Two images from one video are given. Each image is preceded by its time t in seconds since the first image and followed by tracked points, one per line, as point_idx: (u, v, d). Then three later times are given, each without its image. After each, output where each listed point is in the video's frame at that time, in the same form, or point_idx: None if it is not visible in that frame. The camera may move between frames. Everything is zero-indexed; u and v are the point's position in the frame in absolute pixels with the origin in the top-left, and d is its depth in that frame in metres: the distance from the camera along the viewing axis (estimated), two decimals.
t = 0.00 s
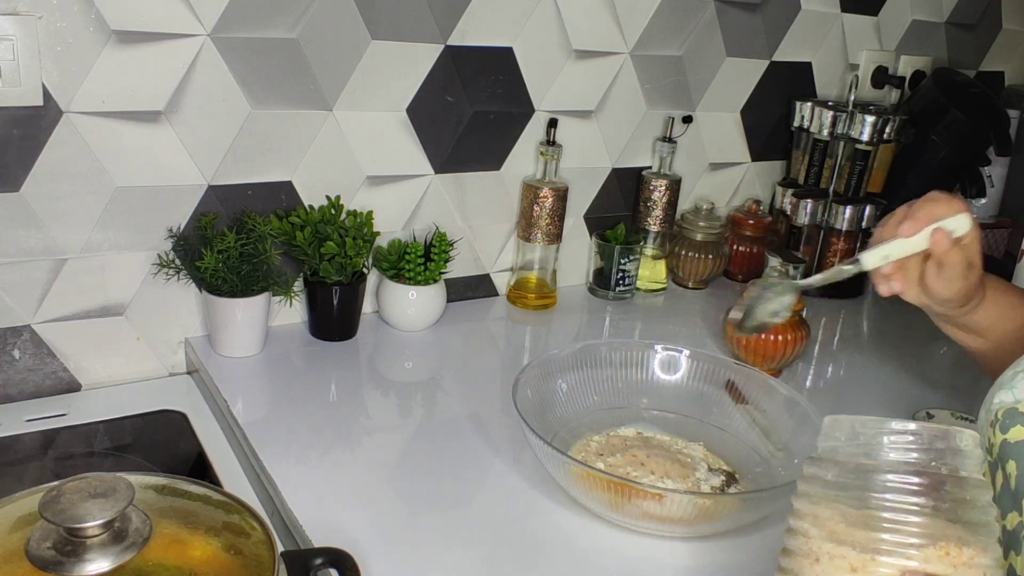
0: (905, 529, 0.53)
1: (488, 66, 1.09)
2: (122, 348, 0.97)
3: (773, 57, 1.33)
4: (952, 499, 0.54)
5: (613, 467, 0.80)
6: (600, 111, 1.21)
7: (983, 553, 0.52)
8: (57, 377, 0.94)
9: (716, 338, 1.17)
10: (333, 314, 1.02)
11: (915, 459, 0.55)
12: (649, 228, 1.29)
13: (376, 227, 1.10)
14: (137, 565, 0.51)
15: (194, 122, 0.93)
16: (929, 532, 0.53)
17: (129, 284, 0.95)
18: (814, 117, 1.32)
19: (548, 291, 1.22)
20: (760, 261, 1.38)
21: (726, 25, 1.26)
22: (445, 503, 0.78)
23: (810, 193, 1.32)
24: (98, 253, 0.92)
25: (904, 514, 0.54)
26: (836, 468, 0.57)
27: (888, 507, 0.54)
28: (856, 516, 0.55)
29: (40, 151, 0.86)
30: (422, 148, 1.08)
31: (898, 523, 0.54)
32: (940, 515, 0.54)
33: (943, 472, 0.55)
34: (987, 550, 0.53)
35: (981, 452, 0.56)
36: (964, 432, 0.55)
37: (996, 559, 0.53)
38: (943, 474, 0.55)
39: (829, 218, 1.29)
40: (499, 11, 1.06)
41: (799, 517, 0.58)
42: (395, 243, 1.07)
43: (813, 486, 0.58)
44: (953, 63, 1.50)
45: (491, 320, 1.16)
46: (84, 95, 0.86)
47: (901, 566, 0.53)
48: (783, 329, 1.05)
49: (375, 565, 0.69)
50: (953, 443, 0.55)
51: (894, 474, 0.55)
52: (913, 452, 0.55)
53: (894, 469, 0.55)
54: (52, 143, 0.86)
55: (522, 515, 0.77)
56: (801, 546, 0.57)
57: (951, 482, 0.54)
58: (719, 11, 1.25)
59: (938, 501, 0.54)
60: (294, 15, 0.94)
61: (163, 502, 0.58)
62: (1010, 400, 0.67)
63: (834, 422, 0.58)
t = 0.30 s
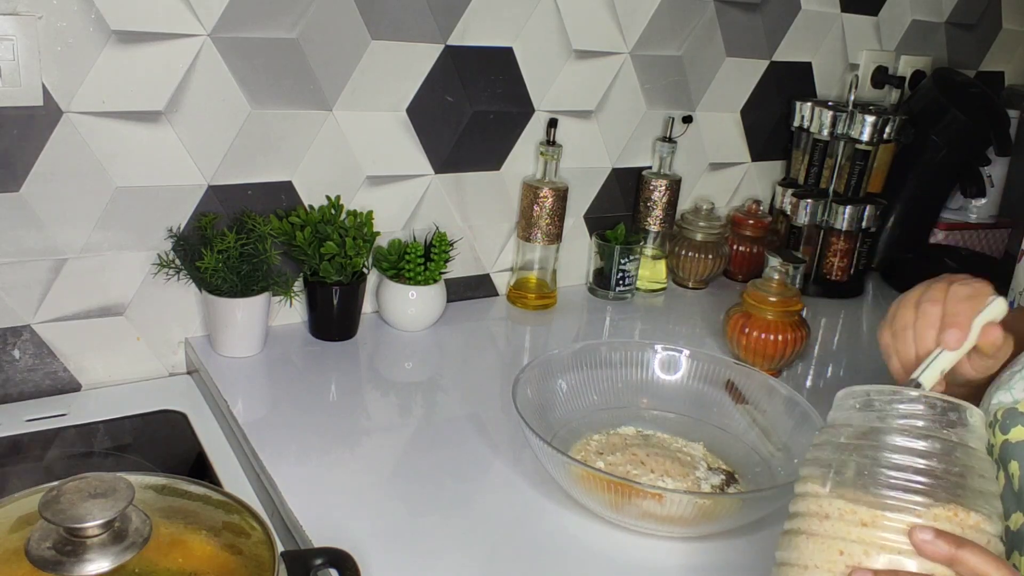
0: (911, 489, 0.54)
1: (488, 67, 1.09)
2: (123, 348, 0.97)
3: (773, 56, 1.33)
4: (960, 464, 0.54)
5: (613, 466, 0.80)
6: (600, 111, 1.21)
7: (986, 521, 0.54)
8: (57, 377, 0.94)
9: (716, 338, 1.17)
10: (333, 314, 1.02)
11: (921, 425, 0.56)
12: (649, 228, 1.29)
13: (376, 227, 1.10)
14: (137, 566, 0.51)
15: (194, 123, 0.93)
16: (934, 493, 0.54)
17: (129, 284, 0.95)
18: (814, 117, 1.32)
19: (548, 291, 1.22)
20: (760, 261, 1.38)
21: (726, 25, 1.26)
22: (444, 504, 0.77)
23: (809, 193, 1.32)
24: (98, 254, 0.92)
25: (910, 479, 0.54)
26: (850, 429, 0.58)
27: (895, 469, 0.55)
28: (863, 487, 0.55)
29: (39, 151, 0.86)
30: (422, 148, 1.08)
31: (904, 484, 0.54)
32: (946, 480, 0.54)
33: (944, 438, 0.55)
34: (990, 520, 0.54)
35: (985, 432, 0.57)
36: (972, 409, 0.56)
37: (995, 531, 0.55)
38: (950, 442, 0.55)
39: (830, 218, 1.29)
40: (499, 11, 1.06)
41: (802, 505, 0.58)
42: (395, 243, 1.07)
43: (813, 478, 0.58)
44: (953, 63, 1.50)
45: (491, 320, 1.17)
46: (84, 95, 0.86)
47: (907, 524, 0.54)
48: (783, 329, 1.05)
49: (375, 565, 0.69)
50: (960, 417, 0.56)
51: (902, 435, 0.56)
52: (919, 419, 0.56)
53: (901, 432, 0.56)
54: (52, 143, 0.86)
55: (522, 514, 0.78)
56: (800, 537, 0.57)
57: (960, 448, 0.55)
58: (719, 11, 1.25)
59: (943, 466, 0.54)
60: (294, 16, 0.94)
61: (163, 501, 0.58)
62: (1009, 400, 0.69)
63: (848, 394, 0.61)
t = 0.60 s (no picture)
0: (875, 500, 0.54)
1: (488, 66, 1.09)
2: (123, 348, 0.97)
3: (773, 56, 1.33)
4: (921, 472, 0.55)
5: (614, 466, 0.80)
6: (600, 111, 1.21)
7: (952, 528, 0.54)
8: (57, 377, 0.94)
9: (715, 338, 1.17)
10: (333, 314, 1.02)
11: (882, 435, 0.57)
12: (649, 228, 1.28)
13: (376, 227, 1.10)
14: (137, 566, 0.51)
15: (194, 122, 0.93)
16: (901, 501, 0.54)
17: (129, 284, 0.95)
18: (814, 117, 1.32)
19: (548, 291, 1.22)
20: (760, 261, 1.38)
21: (726, 25, 1.26)
22: (442, 504, 0.77)
23: (809, 192, 1.32)
24: (97, 254, 0.92)
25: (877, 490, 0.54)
26: (813, 444, 0.59)
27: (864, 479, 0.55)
28: (829, 503, 0.55)
29: (39, 151, 0.86)
30: (422, 147, 1.08)
31: (871, 496, 0.54)
32: (911, 488, 0.55)
33: (905, 448, 0.56)
34: (956, 524, 0.54)
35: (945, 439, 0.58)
36: (929, 416, 0.58)
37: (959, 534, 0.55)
38: (909, 450, 0.56)
39: (830, 218, 1.29)
40: (499, 11, 1.06)
41: (769, 524, 0.58)
42: (395, 243, 1.07)
43: (786, 493, 0.58)
44: (953, 63, 1.50)
45: (491, 320, 1.16)
46: (85, 95, 0.86)
47: (873, 537, 0.53)
48: (782, 328, 1.05)
49: (375, 565, 0.69)
50: (917, 424, 0.58)
51: (865, 448, 0.56)
52: (879, 430, 0.57)
53: (864, 442, 0.56)
54: (52, 143, 0.86)
55: (521, 514, 0.77)
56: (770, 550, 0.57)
57: (919, 457, 0.56)
58: (719, 11, 1.25)
59: (910, 474, 0.55)
60: (294, 15, 0.94)
61: (163, 501, 0.58)
62: (1000, 400, 0.68)
63: (805, 411, 0.62)
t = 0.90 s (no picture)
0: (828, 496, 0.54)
1: (489, 67, 1.09)
2: (122, 348, 0.97)
3: (773, 56, 1.33)
4: (862, 465, 0.55)
5: (613, 467, 0.80)
6: (600, 111, 1.21)
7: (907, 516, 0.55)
8: (57, 377, 0.94)
9: (715, 338, 1.17)
10: (333, 314, 1.02)
11: (829, 431, 0.55)
12: (649, 228, 1.28)
13: (376, 227, 1.10)
14: (138, 566, 0.51)
15: (194, 122, 0.93)
16: (853, 493, 0.54)
17: (130, 284, 0.95)
18: (814, 117, 1.32)
19: (548, 291, 1.22)
20: (760, 261, 1.38)
21: (726, 25, 1.26)
22: (442, 504, 0.77)
23: (810, 192, 1.32)
24: (97, 254, 0.92)
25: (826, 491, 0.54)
26: (757, 445, 0.56)
27: (812, 478, 0.54)
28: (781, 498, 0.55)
29: (39, 151, 0.86)
30: (422, 147, 1.08)
31: (820, 494, 0.54)
32: (863, 474, 0.55)
33: (851, 443, 0.55)
34: (897, 514, 0.55)
35: (889, 425, 0.57)
36: (869, 406, 0.56)
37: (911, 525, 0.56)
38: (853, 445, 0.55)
39: (829, 218, 1.29)
40: (499, 11, 1.06)
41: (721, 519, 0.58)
42: (395, 243, 1.07)
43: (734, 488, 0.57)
44: (953, 63, 1.50)
45: (491, 320, 1.17)
46: (85, 95, 0.86)
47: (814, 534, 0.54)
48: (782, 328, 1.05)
49: (375, 565, 0.69)
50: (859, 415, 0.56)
51: (813, 447, 0.55)
52: (827, 427, 0.55)
53: (814, 442, 0.55)
54: (52, 143, 0.86)
55: (520, 514, 0.78)
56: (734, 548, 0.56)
57: (860, 451, 0.55)
58: (718, 11, 1.25)
59: (858, 471, 0.54)
60: (294, 16, 0.94)
61: (163, 501, 0.58)
62: (996, 397, 0.67)
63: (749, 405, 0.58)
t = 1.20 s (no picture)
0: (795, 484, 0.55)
1: (489, 67, 1.09)
2: (122, 348, 0.97)
3: (773, 56, 1.33)
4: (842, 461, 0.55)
5: (613, 467, 0.80)
6: (600, 110, 1.21)
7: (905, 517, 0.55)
8: (57, 377, 0.94)
9: (715, 338, 1.17)
10: (333, 314, 1.02)
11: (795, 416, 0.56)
12: (649, 228, 1.28)
13: (376, 227, 1.10)
14: (137, 566, 0.51)
15: (195, 122, 0.93)
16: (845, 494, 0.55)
17: (129, 284, 0.95)
18: (814, 117, 1.32)
19: (548, 291, 1.22)
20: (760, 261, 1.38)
21: (726, 25, 1.26)
22: (443, 504, 0.77)
23: (810, 193, 1.32)
24: (97, 254, 0.92)
25: (792, 481, 0.55)
26: (717, 433, 0.57)
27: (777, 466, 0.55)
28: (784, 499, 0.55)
29: (39, 151, 0.86)
30: (422, 147, 1.08)
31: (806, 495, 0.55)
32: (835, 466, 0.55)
33: (811, 427, 0.56)
34: (854, 495, 0.56)
35: (847, 403, 0.57)
36: (827, 386, 0.56)
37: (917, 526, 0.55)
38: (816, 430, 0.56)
39: (830, 219, 1.28)
40: (500, 11, 1.06)
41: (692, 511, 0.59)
42: (395, 243, 1.07)
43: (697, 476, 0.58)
44: (953, 63, 1.50)
45: (491, 320, 1.17)
46: (85, 95, 0.86)
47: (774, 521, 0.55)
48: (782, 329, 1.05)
49: (375, 564, 0.69)
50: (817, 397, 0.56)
51: (775, 434, 0.55)
52: (787, 412, 0.55)
53: (775, 429, 0.55)
54: (52, 143, 0.86)
55: (520, 514, 0.78)
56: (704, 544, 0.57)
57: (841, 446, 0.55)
58: (718, 11, 1.25)
59: (818, 456, 0.55)
60: (294, 16, 0.94)
61: (163, 501, 0.58)
62: (992, 394, 0.67)
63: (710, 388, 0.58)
